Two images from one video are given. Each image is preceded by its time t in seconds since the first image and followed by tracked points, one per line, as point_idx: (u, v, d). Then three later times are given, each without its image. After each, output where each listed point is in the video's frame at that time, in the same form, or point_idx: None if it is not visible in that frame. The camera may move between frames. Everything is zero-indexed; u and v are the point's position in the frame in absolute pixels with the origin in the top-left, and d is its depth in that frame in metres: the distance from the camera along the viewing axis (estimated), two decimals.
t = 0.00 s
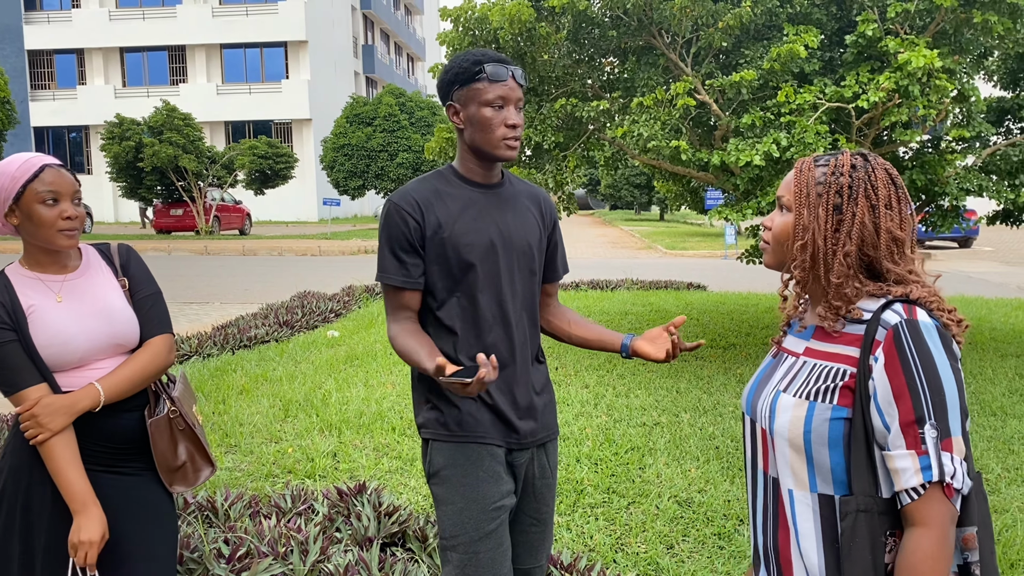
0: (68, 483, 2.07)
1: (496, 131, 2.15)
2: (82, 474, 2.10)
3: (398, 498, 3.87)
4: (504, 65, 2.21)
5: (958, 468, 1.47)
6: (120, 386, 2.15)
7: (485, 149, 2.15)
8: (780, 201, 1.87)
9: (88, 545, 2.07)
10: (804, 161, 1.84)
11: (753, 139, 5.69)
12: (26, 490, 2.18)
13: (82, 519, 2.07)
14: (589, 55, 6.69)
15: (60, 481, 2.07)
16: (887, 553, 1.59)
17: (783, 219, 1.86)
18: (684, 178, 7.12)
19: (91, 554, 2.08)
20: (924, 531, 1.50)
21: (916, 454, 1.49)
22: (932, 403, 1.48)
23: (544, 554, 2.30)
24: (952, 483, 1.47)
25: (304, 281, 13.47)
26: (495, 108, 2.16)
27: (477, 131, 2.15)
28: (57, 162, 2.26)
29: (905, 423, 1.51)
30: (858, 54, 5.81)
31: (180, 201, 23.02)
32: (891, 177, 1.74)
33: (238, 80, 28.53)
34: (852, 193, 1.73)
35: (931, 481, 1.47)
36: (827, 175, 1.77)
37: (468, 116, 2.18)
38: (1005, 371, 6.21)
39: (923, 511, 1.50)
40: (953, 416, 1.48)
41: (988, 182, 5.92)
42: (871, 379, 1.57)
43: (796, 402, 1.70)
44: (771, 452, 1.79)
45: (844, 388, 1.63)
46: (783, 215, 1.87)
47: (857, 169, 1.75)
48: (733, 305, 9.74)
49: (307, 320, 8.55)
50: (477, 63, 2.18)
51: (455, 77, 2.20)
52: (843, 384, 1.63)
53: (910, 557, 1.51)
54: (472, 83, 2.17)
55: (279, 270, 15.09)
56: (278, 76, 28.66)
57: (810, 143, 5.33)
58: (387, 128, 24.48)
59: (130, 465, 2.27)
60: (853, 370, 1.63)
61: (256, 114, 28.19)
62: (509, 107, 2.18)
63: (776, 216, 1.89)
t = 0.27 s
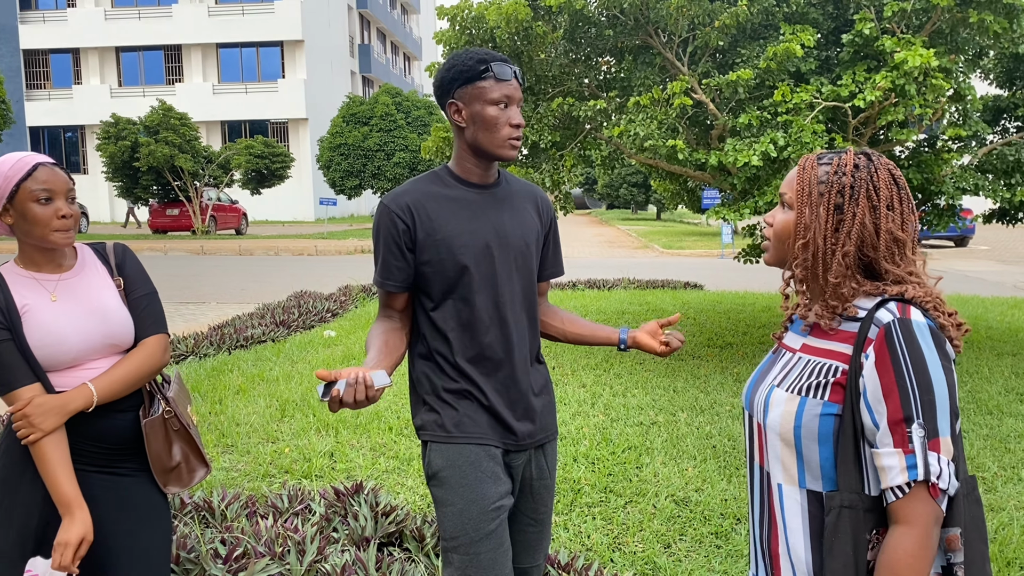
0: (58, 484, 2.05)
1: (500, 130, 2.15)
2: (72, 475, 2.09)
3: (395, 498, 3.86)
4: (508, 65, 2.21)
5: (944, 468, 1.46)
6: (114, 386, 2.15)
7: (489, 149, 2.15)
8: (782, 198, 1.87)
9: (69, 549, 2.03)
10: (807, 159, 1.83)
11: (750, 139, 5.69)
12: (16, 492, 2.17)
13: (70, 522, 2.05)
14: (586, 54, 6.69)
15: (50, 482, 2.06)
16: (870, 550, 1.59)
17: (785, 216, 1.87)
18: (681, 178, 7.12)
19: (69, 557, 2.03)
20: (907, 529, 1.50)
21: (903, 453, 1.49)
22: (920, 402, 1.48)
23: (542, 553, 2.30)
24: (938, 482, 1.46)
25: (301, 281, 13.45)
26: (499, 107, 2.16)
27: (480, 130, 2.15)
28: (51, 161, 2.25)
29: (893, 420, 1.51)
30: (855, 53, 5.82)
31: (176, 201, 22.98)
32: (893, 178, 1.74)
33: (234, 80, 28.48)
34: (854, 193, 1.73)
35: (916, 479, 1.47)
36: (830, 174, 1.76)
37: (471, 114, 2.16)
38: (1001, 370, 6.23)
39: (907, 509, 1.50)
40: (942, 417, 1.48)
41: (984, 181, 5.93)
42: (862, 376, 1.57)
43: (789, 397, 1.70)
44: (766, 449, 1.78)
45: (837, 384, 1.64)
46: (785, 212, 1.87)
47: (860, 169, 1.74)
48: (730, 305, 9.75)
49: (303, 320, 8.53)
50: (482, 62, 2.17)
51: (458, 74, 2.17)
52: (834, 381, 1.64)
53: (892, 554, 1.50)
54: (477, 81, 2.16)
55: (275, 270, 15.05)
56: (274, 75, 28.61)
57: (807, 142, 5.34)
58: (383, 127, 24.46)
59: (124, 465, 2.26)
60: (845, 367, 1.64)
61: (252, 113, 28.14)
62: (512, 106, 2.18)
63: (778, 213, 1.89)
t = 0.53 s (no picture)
0: (52, 483, 2.05)
1: (502, 127, 2.17)
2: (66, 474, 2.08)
3: (394, 498, 3.87)
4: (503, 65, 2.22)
5: (933, 466, 1.46)
6: (108, 387, 2.14)
7: (492, 146, 2.16)
8: (785, 196, 1.87)
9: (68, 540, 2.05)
10: (809, 157, 1.84)
11: (747, 138, 5.70)
12: (12, 492, 2.17)
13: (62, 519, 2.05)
14: (583, 53, 6.70)
15: (44, 481, 2.06)
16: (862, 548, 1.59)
17: (788, 214, 1.85)
18: (679, 177, 7.13)
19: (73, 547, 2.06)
20: (893, 525, 1.50)
21: (892, 449, 1.50)
22: (912, 398, 1.49)
23: (541, 552, 2.30)
24: (926, 480, 1.46)
25: (298, 281, 13.44)
26: (499, 105, 2.17)
27: (481, 127, 2.15)
28: (50, 160, 2.24)
29: (885, 417, 1.52)
30: (852, 52, 5.82)
31: (173, 201, 22.95)
32: (895, 175, 1.76)
33: (231, 79, 28.44)
34: (858, 189, 1.73)
35: (904, 476, 1.47)
36: (833, 172, 1.76)
37: (471, 113, 2.17)
38: (999, 369, 6.24)
39: (895, 506, 1.50)
40: (934, 414, 1.49)
41: (982, 180, 5.94)
42: (858, 372, 1.58)
43: (787, 394, 1.71)
44: (766, 446, 1.78)
45: (833, 381, 1.64)
46: (788, 210, 1.85)
47: (863, 166, 1.76)
48: (727, 303, 9.75)
49: (301, 319, 8.53)
50: (477, 61, 2.18)
51: (455, 73, 2.17)
52: (831, 377, 1.64)
53: (876, 549, 1.51)
54: (473, 80, 2.16)
55: (272, 270, 15.04)
56: (272, 75, 28.58)
57: (804, 142, 5.35)
58: (381, 127, 24.44)
59: (122, 466, 2.26)
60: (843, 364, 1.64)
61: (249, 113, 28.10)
62: (510, 102, 2.21)
63: (780, 211, 1.88)
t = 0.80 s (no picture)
0: (53, 481, 2.05)
1: (491, 126, 2.14)
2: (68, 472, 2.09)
3: (394, 496, 3.87)
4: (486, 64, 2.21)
5: (948, 463, 1.48)
6: (110, 385, 2.14)
7: (482, 146, 2.14)
8: (790, 194, 1.85)
9: (72, 537, 2.06)
10: (813, 154, 1.84)
11: (746, 136, 5.70)
12: (14, 490, 2.17)
13: (65, 516, 2.06)
14: (583, 52, 6.70)
15: (46, 480, 2.06)
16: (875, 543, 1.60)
17: (794, 212, 1.84)
18: (678, 176, 7.13)
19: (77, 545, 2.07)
20: (908, 522, 1.51)
21: (908, 446, 1.51)
22: (929, 395, 1.50)
23: (543, 549, 2.30)
24: (941, 477, 1.47)
25: (297, 280, 13.43)
26: (486, 103, 2.15)
27: (470, 127, 2.13)
28: (52, 158, 2.24)
29: (900, 414, 1.52)
30: (851, 51, 5.83)
31: (172, 200, 22.94)
32: (900, 170, 1.78)
33: (230, 78, 28.42)
34: (867, 185, 1.75)
35: (919, 473, 1.48)
36: (840, 168, 1.77)
37: (458, 114, 2.14)
38: (998, 367, 6.25)
39: (909, 503, 1.51)
40: (949, 410, 1.50)
41: (981, 179, 5.94)
42: (872, 370, 1.59)
43: (799, 392, 1.70)
44: (768, 441, 1.79)
45: (847, 378, 1.64)
46: (793, 208, 1.84)
47: (869, 162, 1.77)
48: (727, 302, 9.76)
49: (301, 318, 8.53)
50: (460, 61, 2.16)
51: (440, 74, 2.15)
52: (846, 374, 1.64)
53: (891, 546, 1.52)
54: (459, 80, 2.15)
55: (271, 269, 15.03)
56: (270, 74, 28.56)
57: (803, 140, 5.35)
58: (379, 126, 24.43)
59: (124, 464, 2.26)
60: (856, 361, 1.64)
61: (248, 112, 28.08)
62: (497, 100, 2.18)
63: (785, 210, 1.87)
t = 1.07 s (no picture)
0: (60, 479, 2.06)
1: (482, 136, 2.12)
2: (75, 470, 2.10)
3: (395, 494, 3.87)
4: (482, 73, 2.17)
5: (966, 460, 1.49)
6: (118, 383, 2.15)
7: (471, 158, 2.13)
8: (791, 193, 1.86)
9: (73, 541, 2.06)
10: (814, 154, 1.85)
11: (747, 135, 5.70)
12: (22, 487, 2.17)
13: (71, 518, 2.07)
14: (583, 51, 6.71)
15: (53, 478, 2.07)
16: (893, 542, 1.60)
17: (795, 212, 1.85)
18: (678, 175, 7.13)
19: (77, 549, 2.06)
20: (929, 520, 1.52)
21: (926, 444, 1.51)
22: (944, 393, 1.50)
23: (548, 542, 2.33)
24: (960, 474, 1.49)
25: (297, 278, 13.43)
26: (479, 113, 2.12)
27: (461, 137, 2.11)
28: (58, 156, 2.25)
29: (917, 413, 1.53)
30: (851, 50, 5.83)
31: (171, 199, 22.94)
32: (901, 169, 1.78)
33: (229, 77, 28.41)
34: (868, 183, 1.75)
35: (940, 471, 1.49)
36: (841, 167, 1.78)
37: (450, 122, 2.12)
38: (997, 366, 6.25)
39: (929, 501, 1.52)
40: (965, 408, 1.51)
41: (981, 178, 5.94)
42: (885, 369, 1.59)
43: (810, 393, 1.70)
44: (774, 442, 1.79)
45: (859, 379, 1.64)
46: (795, 207, 1.85)
47: (870, 161, 1.78)
48: (727, 301, 9.76)
49: (301, 317, 8.53)
50: (456, 69, 2.14)
51: (434, 81, 2.13)
52: (857, 375, 1.64)
53: (915, 545, 1.52)
54: (452, 89, 2.12)
55: (270, 268, 15.02)
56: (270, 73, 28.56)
57: (804, 139, 5.36)
58: (379, 125, 24.42)
59: (129, 461, 2.27)
60: (866, 361, 1.64)
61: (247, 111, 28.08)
62: (491, 110, 2.16)
63: (786, 209, 1.88)
